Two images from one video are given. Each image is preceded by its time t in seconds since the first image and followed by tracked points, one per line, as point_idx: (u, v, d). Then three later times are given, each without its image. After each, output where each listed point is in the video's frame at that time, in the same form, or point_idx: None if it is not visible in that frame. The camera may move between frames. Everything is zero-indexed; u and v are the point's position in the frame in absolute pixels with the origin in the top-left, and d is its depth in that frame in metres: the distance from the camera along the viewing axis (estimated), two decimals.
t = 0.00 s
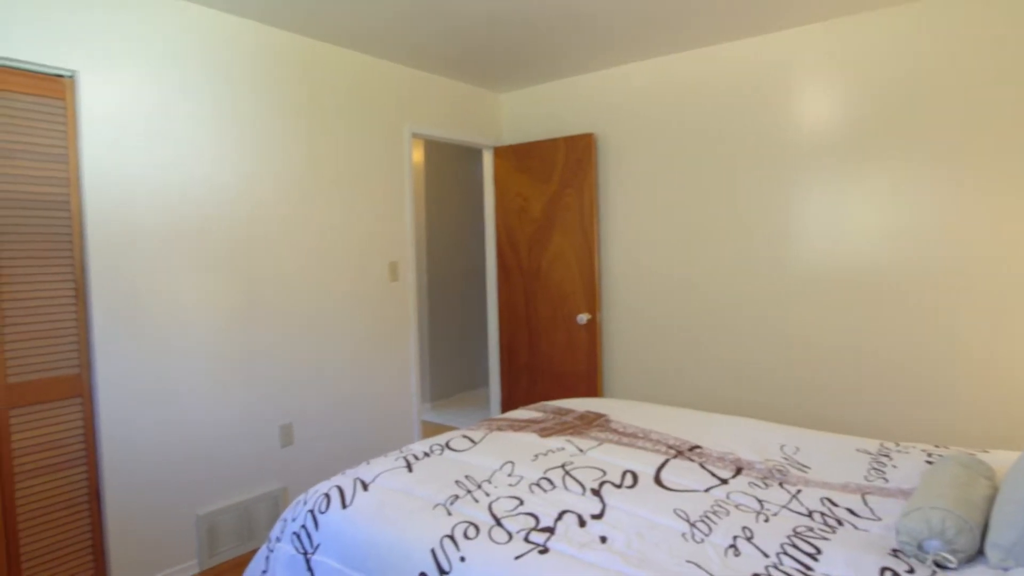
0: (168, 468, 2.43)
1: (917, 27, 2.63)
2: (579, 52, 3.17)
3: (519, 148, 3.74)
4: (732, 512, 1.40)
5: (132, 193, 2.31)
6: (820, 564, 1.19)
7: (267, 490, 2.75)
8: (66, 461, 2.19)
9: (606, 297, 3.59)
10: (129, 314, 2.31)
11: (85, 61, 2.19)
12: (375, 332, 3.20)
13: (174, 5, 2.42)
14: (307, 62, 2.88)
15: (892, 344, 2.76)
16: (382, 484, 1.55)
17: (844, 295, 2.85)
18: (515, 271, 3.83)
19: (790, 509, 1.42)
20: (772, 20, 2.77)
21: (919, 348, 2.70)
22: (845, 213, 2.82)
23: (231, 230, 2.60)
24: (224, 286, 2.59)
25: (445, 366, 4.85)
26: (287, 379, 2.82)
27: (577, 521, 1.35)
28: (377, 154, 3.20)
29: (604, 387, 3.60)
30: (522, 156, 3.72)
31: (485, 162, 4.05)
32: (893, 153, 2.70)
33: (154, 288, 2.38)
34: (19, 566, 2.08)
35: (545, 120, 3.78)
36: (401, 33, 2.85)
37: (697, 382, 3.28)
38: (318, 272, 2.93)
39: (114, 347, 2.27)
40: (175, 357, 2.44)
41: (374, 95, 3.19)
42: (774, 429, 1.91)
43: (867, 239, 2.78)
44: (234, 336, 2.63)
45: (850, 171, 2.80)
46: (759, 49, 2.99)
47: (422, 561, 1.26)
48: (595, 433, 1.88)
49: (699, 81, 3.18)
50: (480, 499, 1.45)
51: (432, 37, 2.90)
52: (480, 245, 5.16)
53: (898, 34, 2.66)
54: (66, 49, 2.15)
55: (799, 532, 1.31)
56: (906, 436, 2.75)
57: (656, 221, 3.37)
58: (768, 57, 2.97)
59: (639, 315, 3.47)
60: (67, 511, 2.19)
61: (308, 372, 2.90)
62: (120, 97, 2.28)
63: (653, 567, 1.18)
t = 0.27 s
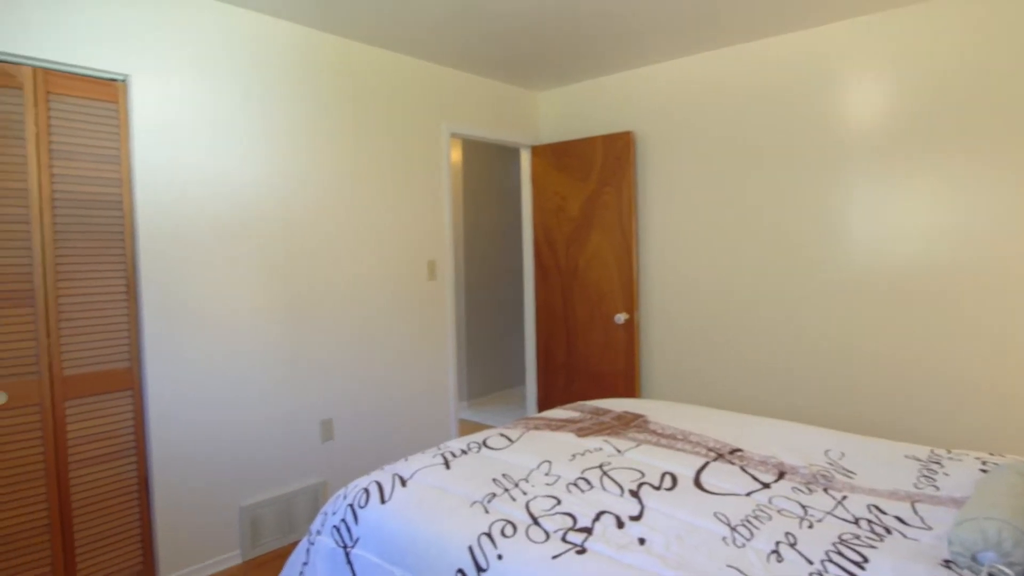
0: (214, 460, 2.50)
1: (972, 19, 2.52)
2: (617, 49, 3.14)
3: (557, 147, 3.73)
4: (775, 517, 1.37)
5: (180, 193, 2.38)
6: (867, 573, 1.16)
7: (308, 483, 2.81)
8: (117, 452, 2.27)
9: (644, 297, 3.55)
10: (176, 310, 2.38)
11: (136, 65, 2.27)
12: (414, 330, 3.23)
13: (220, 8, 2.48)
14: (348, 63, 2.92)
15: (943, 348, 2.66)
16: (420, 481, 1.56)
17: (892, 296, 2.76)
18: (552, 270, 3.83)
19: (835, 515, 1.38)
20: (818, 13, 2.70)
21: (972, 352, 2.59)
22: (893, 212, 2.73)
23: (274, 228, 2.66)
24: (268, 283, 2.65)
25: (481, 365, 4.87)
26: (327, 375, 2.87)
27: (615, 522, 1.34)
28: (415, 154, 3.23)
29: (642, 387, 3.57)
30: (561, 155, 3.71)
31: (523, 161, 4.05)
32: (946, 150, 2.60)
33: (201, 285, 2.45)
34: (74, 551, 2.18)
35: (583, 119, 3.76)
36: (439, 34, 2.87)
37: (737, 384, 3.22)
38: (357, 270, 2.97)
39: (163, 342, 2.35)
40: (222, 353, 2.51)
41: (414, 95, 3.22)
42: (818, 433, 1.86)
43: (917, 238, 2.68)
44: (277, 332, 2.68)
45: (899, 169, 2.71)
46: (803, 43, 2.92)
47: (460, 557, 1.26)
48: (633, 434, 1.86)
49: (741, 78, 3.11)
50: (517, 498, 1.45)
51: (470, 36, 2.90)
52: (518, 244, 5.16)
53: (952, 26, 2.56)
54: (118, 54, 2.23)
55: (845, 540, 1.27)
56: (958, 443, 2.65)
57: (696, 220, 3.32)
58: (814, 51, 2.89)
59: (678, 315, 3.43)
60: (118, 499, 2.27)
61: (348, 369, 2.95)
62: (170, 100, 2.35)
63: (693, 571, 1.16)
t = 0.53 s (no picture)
0: (256, 453, 2.56)
1: None
2: (655, 46, 3.10)
3: (595, 146, 3.70)
4: (819, 523, 1.33)
5: (225, 193, 2.45)
6: None
7: (347, 478, 2.85)
8: (165, 443, 2.34)
9: (683, 297, 3.51)
10: (222, 306, 2.45)
11: (184, 69, 2.34)
12: (450, 328, 3.25)
13: (264, 12, 2.53)
14: (387, 63, 2.95)
15: (997, 353, 2.55)
16: (458, 478, 1.57)
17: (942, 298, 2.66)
18: (589, 269, 3.80)
19: (883, 523, 1.34)
20: (865, 6, 2.62)
21: None
22: (944, 212, 2.63)
23: (316, 227, 2.71)
24: (309, 282, 2.70)
25: (517, 364, 4.87)
26: (366, 371, 2.91)
27: (654, 524, 1.33)
28: (453, 153, 3.25)
29: (680, 389, 3.52)
30: (599, 153, 3.69)
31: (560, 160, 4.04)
32: (1001, 146, 2.50)
33: (245, 283, 2.51)
34: (125, 538, 2.25)
35: (621, 117, 3.73)
36: (476, 33, 2.87)
37: (778, 386, 3.16)
38: (396, 268, 3.00)
39: (209, 338, 2.42)
40: (265, 349, 2.57)
41: (452, 95, 3.24)
42: (865, 438, 1.81)
43: (969, 239, 2.58)
44: (318, 330, 2.73)
45: (950, 166, 2.61)
46: (849, 38, 2.84)
47: (497, 555, 1.26)
48: (672, 436, 1.84)
49: (784, 74, 3.04)
50: (554, 497, 1.45)
51: (507, 36, 2.90)
52: (554, 243, 5.15)
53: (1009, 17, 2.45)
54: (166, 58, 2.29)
55: (893, 549, 1.23)
56: (1012, 452, 2.54)
57: (737, 219, 3.26)
58: (861, 45, 2.81)
59: (717, 315, 3.37)
60: (166, 490, 2.35)
61: (386, 366, 2.98)
62: (215, 103, 2.41)
63: None
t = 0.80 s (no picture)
0: (297, 448, 2.62)
1: None
2: (695, 43, 3.06)
3: (633, 144, 3.67)
4: (865, 531, 1.30)
5: (269, 193, 2.50)
6: None
7: (385, 474, 2.89)
8: (210, 436, 2.42)
9: (722, 298, 3.45)
10: (265, 304, 2.50)
11: (230, 72, 2.39)
12: (487, 328, 3.26)
13: (307, 15, 2.58)
14: (426, 64, 2.97)
15: None
16: (495, 476, 1.58)
17: (996, 301, 2.56)
18: (626, 269, 3.77)
19: (933, 532, 1.29)
20: None
21: None
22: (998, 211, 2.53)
23: (356, 226, 2.75)
24: (349, 281, 2.74)
25: (553, 364, 4.87)
26: (403, 369, 2.94)
27: (693, 528, 1.31)
28: (490, 153, 3.26)
29: (719, 391, 3.47)
30: (637, 152, 3.66)
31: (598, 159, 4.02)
32: None
33: (287, 281, 2.56)
34: (171, 527, 2.33)
35: (660, 116, 3.69)
36: (514, 34, 2.88)
37: (821, 389, 3.08)
38: (433, 268, 3.03)
39: (253, 335, 2.48)
40: (306, 346, 2.62)
41: (490, 95, 3.25)
42: (912, 444, 1.76)
43: None
44: (357, 328, 2.77)
45: (1005, 164, 2.51)
46: (898, 32, 2.75)
47: (534, 554, 1.26)
48: (710, 438, 1.81)
49: (829, 70, 2.97)
50: (591, 498, 1.44)
51: (544, 36, 2.90)
52: (591, 243, 5.12)
53: None
54: (212, 62, 2.35)
55: (943, 559, 1.19)
56: None
57: (779, 219, 3.19)
58: (910, 40, 2.72)
59: (757, 316, 3.31)
60: (211, 481, 2.42)
61: (423, 364, 3.01)
62: (260, 105, 2.47)
63: None
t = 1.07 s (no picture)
0: (336, 443, 2.66)
1: None
2: (736, 39, 3.01)
3: (672, 143, 3.63)
4: (912, 540, 1.26)
5: (310, 193, 2.55)
6: None
7: (422, 471, 2.92)
8: (253, 430, 2.48)
9: (763, 299, 3.39)
10: (307, 301, 2.56)
11: (273, 75, 2.45)
12: (524, 327, 3.27)
13: (348, 19, 2.62)
14: (464, 64, 2.99)
15: None
16: (531, 475, 1.58)
17: None
18: (664, 269, 3.74)
19: (985, 543, 1.25)
20: None
21: None
22: None
23: (395, 226, 2.79)
24: (387, 280, 2.78)
25: (589, 363, 4.85)
26: (440, 368, 2.97)
27: (733, 532, 1.29)
28: (527, 152, 3.26)
29: (759, 393, 3.40)
30: (676, 151, 3.62)
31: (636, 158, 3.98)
32: None
33: (329, 280, 2.61)
34: (216, 518, 2.40)
35: (700, 113, 3.63)
36: (551, 33, 2.87)
37: (865, 393, 2.99)
38: (470, 267, 3.05)
39: (295, 332, 2.53)
40: (346, 344, 2.67)
41: (527, 94, 3.25)
42: (963, 451, 1.70)
43: None
44: (395, 326, 2.81)
45: None
46: (949, 24, 2.66)
47: (570, 555, 1.26)
48: (751, 442, 1.79)
49: (875, 65, 2.88)
50: (628, 499, 1.43)
51: (581, 34, 2.89)
52: (628, 243, 5.09)
53: None
54: (257, 66, 2.41)
55: (996, 570, 1.15)
56: None
57: (822, 218, 3.12)
58: (962, 32, 2.62)
59: (799, 318, 3.24)
60: (253, 474, 2.48)
61: (460, 362, 3.03)
62: (302, 107, 2.52)
63: None
